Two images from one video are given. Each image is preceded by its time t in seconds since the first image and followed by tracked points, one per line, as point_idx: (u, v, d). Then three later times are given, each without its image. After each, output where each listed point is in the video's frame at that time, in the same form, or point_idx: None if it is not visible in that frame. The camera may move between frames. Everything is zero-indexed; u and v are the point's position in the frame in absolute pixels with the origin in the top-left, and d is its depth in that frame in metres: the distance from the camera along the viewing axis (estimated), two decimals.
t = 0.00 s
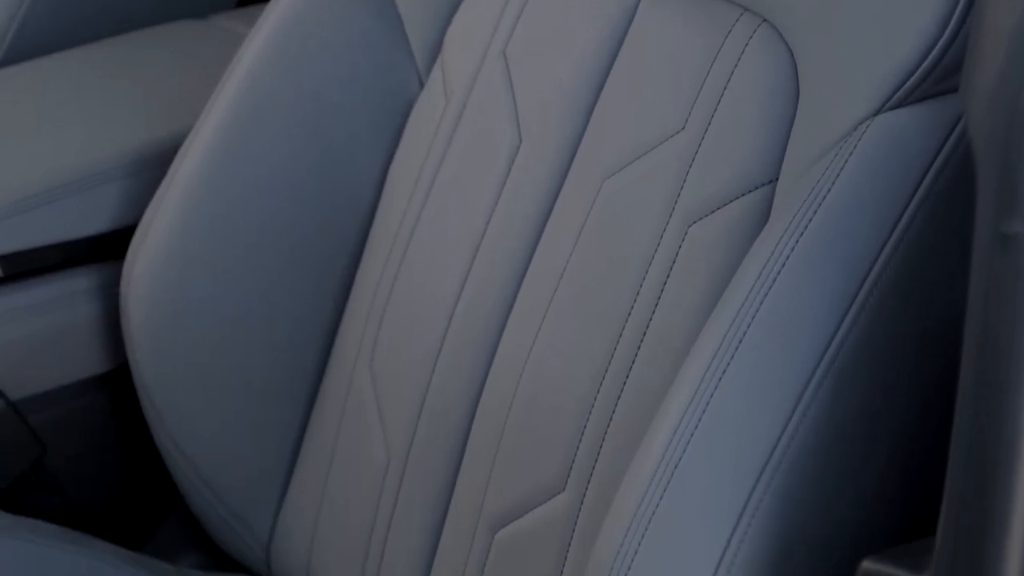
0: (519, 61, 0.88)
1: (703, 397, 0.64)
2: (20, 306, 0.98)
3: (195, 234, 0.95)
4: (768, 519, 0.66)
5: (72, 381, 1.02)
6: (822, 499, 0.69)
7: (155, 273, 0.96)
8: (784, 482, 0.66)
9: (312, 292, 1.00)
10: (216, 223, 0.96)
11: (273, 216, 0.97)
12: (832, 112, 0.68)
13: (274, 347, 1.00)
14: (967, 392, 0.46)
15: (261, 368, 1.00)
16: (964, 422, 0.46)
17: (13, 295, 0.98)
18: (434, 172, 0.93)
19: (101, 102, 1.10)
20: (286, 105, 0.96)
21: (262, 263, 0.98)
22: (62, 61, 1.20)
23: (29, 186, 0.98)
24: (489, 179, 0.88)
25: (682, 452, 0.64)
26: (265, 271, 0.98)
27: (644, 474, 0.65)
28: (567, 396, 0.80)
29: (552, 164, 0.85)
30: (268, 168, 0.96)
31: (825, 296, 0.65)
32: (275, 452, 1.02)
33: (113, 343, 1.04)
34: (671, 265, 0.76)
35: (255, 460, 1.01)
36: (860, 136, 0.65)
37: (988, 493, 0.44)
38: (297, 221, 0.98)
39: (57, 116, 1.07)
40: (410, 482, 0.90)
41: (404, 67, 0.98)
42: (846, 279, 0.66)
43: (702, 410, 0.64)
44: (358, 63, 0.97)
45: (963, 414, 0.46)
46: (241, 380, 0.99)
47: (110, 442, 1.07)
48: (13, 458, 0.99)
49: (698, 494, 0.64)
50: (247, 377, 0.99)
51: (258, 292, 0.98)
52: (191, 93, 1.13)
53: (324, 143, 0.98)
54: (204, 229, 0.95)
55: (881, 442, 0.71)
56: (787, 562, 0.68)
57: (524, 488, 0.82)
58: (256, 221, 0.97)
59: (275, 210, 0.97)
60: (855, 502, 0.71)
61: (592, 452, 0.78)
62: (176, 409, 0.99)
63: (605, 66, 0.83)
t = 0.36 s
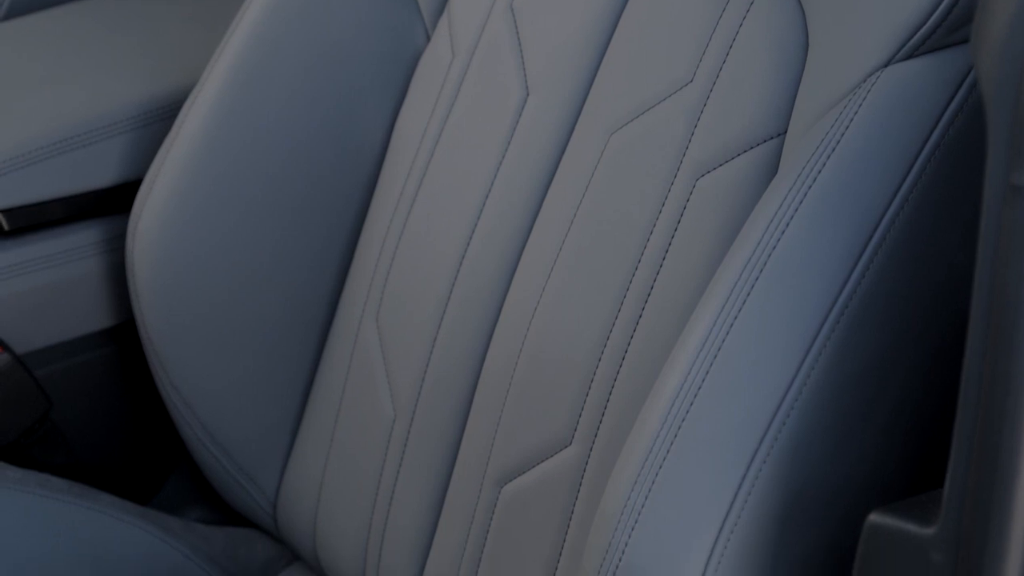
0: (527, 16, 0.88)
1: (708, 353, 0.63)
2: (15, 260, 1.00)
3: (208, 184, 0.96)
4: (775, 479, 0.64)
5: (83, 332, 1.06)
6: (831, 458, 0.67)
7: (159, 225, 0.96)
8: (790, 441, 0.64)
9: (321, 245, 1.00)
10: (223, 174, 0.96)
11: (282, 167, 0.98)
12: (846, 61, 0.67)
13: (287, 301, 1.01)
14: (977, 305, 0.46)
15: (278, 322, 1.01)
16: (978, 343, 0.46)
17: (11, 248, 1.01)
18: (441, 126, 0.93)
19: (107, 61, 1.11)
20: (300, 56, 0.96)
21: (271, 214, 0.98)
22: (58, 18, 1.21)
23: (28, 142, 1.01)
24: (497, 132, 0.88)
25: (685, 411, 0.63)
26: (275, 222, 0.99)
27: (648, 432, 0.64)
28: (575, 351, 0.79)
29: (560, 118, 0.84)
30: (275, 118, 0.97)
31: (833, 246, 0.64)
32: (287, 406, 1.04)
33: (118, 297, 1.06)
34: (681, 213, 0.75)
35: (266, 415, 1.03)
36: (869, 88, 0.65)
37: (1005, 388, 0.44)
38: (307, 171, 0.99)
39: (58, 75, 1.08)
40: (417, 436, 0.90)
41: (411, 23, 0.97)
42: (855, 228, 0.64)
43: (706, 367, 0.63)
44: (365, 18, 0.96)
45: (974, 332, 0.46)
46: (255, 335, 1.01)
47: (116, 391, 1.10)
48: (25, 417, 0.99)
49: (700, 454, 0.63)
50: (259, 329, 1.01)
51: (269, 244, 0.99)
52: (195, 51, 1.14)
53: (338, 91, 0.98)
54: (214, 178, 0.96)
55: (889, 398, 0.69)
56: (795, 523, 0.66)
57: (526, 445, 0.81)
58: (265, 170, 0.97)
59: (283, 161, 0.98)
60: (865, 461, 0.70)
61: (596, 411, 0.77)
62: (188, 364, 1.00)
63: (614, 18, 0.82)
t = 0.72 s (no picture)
0: None
1: (721, 302, 0.62)
2: (18, 215, 1.01)
3: (215, 140, 0.96)
4: (784, 434, 0.63)
5: (90, 287, 1.06)
6: (842, 412, 0.65)
7: (167, 177, 0.96)
8: (801, 395, 0.62)
9: (327, 202, 1.01)
10: (229, 131, 0.97)
11: (287, 124, 0.99)
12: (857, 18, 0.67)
13: (293, 258, 1.02)
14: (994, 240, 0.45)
15: (285, 277, 1.02)
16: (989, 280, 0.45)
17: (16, 201, 1.01)
18: (451, 80, 0.93)
19: (114, 17, 1.10)
20: (301, 16, 0.96)
21: (277, 173, 0.99)
22: None
23: (28, 97, 1.01)
24: (507, 85, 0.87)
25: (695, 364, 0.61)
26: (281, 180, 1.00)
27: (657, 385, 0.62)
28: (586, 305, 0.79)
29: (571, 73, 0.84)
30: (278, 77, 0.97)
31: (845, 196, 0.62)
32: (293, 363, 1.04)
33: (127, 250, 1.07)
34: (691, 166, 0.74)
35: (273, 372, 1.04)
36: (883, 38, 0.64)
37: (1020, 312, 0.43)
38: (311, 129, 1.00)
39: (68, 29, 1.07)
40: (426, 389, 0.90)
41: None
42: (866, 177, 0.62)
43: (717, 320, 0.61)
44: None
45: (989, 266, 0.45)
46: (262, 291, 1.02)
47: (124, 345, 1.11)
48: (34, 369, 1.03)
49: (711, 407, 0.61)
50: (265, 286, 1.02)
51: (275, 202, 1.00)
52: (202, 14, 1.14)
53: (340, 53, 0.99)
54: (220, 135, 0.97)
55: (900, 350, 0.67)
56: (804, 478, 0.65)
57: (535, 398, 0.81)
58: (270, 129, 0.98)
59: (289, 119, 0.99)
60: (875, 414, 0.68)
61: (605, 367, 0.77)
62: (197, 318, 1.01)
63: None
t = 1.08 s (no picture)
0: None
1: (732, 254, 0.61)
2: (21, 169, 1.01)
3: (222, 91, 0.97)
4: (795, 388, 0.62)
5: (95, 243, 1.07)
6: (851, 365, 0.65)
7: (176, 128, 0.97)
8: (811, 349, 0.62)
9: (333, 156, 1.02)
10: (235, 84, 0.97)
11: (292, 78, 0.99)
12: None
13: (301, 207, 1.02)
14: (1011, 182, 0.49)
15: (293, 226, 1.02)
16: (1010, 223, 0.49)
17: (20, 156, 1.01)
18: (458, 36, 0.93)
19: None
20: None
21: (282, 127, 1.00)
22: None
23: (30, 53, 1.01)
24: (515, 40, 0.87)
25: (706, 316, 0.61)
26: (286, 133, 1.00)
27: (668, 339, 0.62)
28: (596, 260, 0.78)
29: (581, 26, 0.83)
30: (286, 31, 0.97)
31: (855, 147, 0.61)
32: (299, 317, 1.05)
33: (133, 204, 1.08)
34: (700, 122, 0.74)
35: (282, 322, 1.04)
36: None
37: None
38: (317, 83, 1.00)
39: None
40: (433, 345, 0.90)
41: None
42: (877, 126, 0.61)
43: (727, 274, 0.61)
44: None
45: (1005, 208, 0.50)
46: (270, 239, 1.02)
47: (129, 301, 1.11)
48: (44, 322, 1.04)
49: (720, 360, 0.61)
50: (273, 234, 1.02)
51: (281, 154, 1.00)
52: None
53: (347, 5, 0.98)
54: (226, 88, 0.97)
55: (911, 301, 0.66)
56: (815, 431, 0.65)
57: (545, 352, 0.81)
58: (275, 82, 0.98)
59: (294, 72, 0.99)
60: (885, 368, 0.67)
61: (615, 321, 0.76)
62: (206, 272, 1.01)
63: None
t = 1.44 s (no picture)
0: None
1: (741, 207, 0.60)
2: (23, 123, 1.01)
3: (226, 45, 0.96)
4: (804, 340, 0.62)
5: (101, 198, 1.07)
6: (860, 318, 0.64)
7: (184, 77, 0.97)
8: (822, 301, 0.61)
9: (342, 105, 1.01)
10: (239, 39, 0.96)
11: (296, 32, 0.98)
12: None
13: (307, 154, 1.02)
14: (1020, 136, 0.48)
15: (298, 176, 1.02)
16: (1019, 177, 0.48)
17: (25, 109, 1.02)
18: None
19: None
20: None
21: (289, 75, 0.99)
22: None
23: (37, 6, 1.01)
24: None
25: (713, 273, 0.60)
26: (293, 82, 1.00)
27: (677, 291, 0.62)
28: (604, 214, 0.78)
29: None
30: None
31: (861, 106, 0.59)
32: (306, 271, 1.05)
33: (140, 156, 1.08)
34: (708, 80, 0.72)
35: (289, 281, 1.05)
36: None
37: None
38: (321, 35, 0.99)
39: None
40: (440, 301, 0.90)
41: None
42: (888, 78, 0.59)
43: (737, 227, 0.60)
44: None
45: (1016, 161, 0.49)
46: (276, 194, 1.02)
47: (134, 256, 1.12)
48: (51, 278, 1.05)
49: (730, 316, 0.61)
50: (280, 183, 1.02)
51: (288, 102, 1.00)
52: None
53: None
54: (230, 42, 0.96)
55: (919, 255, 0.65)
56: (824, 380, 0.64)
57: (553, 307, 0.81)
58: (279, 36, 0.97)
59: (299, 26, 0.98)
60: (894, 319, 0.67)
61: (622, 278, 0.76)
62: (213, 229, 1.02)
63: None
